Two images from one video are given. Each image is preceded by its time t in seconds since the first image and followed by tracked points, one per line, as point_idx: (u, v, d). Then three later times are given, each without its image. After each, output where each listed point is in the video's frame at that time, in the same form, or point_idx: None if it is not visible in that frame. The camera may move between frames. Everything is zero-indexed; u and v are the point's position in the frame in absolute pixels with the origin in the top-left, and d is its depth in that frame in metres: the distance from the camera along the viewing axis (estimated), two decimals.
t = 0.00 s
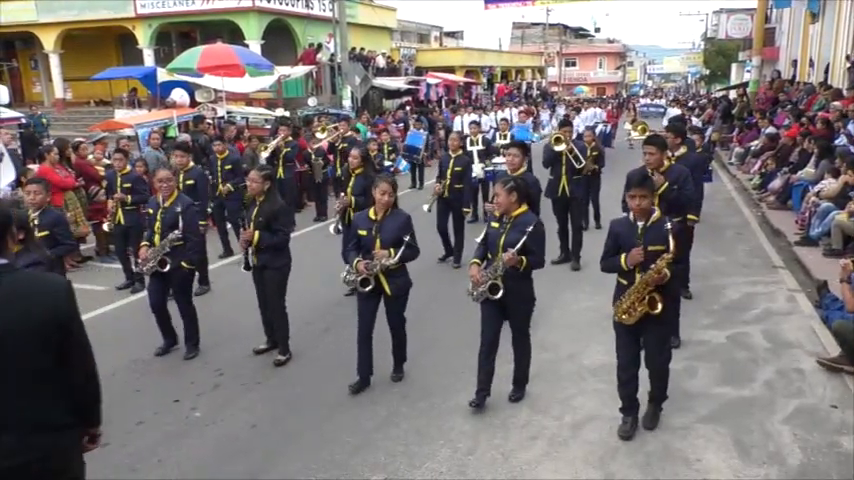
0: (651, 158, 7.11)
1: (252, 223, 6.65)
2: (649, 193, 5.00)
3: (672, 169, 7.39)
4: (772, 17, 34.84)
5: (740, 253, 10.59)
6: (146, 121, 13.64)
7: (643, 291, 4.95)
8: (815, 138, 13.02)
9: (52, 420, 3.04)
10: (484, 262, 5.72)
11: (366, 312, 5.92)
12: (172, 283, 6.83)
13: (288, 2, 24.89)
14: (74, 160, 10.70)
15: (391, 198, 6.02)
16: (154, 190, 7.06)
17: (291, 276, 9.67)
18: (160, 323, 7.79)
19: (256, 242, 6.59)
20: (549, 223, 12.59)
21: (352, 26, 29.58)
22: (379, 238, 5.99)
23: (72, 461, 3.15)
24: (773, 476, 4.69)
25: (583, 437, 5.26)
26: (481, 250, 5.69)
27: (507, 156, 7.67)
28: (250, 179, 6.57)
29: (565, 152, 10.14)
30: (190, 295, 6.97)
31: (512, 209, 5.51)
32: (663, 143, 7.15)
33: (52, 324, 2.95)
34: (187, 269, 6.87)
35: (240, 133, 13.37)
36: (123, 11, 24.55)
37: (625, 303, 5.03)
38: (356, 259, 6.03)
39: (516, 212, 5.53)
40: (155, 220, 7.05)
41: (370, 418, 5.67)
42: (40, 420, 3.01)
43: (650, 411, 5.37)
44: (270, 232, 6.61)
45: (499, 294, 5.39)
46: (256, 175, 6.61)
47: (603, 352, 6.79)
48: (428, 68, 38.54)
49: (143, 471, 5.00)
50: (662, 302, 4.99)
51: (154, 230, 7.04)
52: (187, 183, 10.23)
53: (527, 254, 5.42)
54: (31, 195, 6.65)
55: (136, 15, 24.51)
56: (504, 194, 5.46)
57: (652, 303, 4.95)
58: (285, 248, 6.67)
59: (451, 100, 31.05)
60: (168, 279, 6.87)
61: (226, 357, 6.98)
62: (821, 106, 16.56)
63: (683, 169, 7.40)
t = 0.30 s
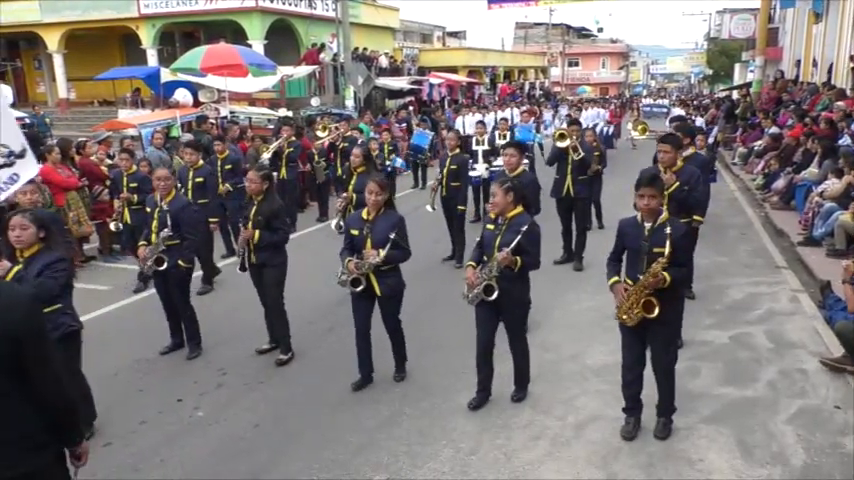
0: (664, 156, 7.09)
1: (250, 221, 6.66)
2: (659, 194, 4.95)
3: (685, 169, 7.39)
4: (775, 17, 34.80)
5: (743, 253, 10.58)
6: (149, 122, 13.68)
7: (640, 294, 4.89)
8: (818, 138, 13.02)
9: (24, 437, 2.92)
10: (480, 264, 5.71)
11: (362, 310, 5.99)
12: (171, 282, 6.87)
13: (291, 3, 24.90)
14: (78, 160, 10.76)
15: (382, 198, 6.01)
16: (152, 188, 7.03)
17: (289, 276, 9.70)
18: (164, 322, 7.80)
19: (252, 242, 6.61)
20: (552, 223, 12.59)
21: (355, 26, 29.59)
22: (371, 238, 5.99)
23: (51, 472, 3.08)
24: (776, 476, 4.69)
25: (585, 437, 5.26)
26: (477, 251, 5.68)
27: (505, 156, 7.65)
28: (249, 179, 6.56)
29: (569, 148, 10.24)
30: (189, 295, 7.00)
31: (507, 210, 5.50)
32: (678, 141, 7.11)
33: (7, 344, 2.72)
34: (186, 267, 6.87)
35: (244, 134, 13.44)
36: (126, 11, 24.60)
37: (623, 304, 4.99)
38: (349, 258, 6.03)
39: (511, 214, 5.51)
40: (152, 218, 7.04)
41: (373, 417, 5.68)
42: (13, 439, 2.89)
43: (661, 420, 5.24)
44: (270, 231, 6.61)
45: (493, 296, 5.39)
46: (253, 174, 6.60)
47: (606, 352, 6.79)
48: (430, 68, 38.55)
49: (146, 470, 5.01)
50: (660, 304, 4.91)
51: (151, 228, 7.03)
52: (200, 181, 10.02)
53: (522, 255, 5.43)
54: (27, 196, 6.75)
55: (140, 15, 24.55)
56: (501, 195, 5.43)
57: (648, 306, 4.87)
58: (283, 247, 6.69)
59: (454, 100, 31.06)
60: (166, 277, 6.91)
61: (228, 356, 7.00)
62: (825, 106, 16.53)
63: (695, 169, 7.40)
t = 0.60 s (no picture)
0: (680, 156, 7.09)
1: (254, 219, 6.65)
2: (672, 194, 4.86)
3: (697, 170, 7.43)
4: (777, 16, 34.77)
5: (746, 253, 10.56)
6: (152, 122, 13.70)
7: (639, 293, 4.88)
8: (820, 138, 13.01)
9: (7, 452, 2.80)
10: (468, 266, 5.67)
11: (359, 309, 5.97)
12: (172, 282, 6.87)
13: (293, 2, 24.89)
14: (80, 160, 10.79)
15: (370, 197, 5.87)
16: (151, 188, 7.05)
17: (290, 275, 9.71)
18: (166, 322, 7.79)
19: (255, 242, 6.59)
20: (554, 223, 12.57)
21: (357, 26, 29.59)
22: (358, 237, 5.90)
23: None
24: (778, 476, 4.68)
25: (587, 437, 5.26)
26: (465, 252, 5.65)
27: (505, 155, 7.64)
28: (248, 179, 6.59)
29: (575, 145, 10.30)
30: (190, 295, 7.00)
31: (496, 209, 5.49)
32: (694, 141, 7.14)
33: None
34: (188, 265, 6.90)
35: (245, 133, 13.44)
36: (128, 11, 24.61)
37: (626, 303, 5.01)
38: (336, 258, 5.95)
39: (500, 212, 5.51)
40: (152, 217, 7.03)
41: (374, 417, 5.68)
42: None
43: (662, 420, 5.23)
44: (276, 226, 6.64)
45: (483, 296, 5.34)
46: (252, 175, 6.64)
47: (607, 352, 6.79)
48: (432, 67, 38.55)
49: (148, 469, 5.02)
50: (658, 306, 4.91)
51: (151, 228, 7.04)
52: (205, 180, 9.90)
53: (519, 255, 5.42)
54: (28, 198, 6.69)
55: (142, 14, 24.58)
56: (489, 193, 5.41)
57: (644, 306, 4.88)
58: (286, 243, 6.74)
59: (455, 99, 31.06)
60: (168, 276, 6.93)
61: (230, 356, 7.00)
62: (827, 106, 16.51)
63: (708, 170, 7.42)
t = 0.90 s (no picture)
0: (685, 156, 7.08)
1: (253, 219, 6.65)
2: (673, 193, 4.84)
3: (702, 169, 7.42)
4: (777, 16, 34.78)
5: (746, 252, 10.56)
6: (152, 121, 13.67)
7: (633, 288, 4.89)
8: (820, 137, 13.01)
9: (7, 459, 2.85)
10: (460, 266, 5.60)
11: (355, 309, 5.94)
12: (171, 281, 6.86)
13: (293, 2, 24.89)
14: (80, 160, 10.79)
15: (364, 198, 5.80)
16: (151, 187, 7.03)
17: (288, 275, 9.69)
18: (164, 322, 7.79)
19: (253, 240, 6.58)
20: (554, 222, 12.57)
21: (357, 26, 29.58)
22: (353, 237, 5.87)
23: None
24: (778, 476, 4.68)
25: (587, 436, 5.26)
26: (456, 253, 5.57)
27: (508, 153, 7.58)
28: (244, 181, 6.61)
29: (576, 145, 10.37)
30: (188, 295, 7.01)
31: (484, 209, 5.40)
32: (700, 142, 7.13)
33: None
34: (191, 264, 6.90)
35: (245, 132, 13.47)
36: (128, 10, 24.61)
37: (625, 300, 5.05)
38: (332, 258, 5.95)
39: (489, 212, 5.41)
40: (153, 217, 7.04)
41: (374, 416, 5.68)
42: None
43: (662, 419, 5.23)
44: (275, 225, 6.64)
45: (481, 296, 5.22)
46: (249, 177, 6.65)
47: (608, 352, 6.79)
48: (432, 67, 38.52)
49: (148, 468, 5.02)
50: (651, 304, 4.94)
51: (151, 228, 7.05)
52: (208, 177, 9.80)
53: (516, 251, 5.31)
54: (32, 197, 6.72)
55: (142, 14, 24.58)
56: (478, 193, 5.30)
57: (636, 303, 4.93)
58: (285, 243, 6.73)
59: (455, 99, 31.06)
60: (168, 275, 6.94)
61: (229, 356, 6.99)
62: (827, 106, 16.52)
63: (713, 170, 7.42)
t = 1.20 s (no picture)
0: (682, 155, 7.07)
1: (246, 222, 6.64)
2: (665, 193, 4.85)
3: (701, 168, 7.42)
4: (777, 15, 34.81)
5: (746, 252, 10.56)
6: (151, 121, 13.64)
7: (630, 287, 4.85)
8: (820, 137, 13.01)
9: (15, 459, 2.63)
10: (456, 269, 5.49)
11: (351, 311, 5.94)
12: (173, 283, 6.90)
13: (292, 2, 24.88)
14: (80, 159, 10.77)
15: (365, 198, 5.81)
16: (153, 188, 6.99)
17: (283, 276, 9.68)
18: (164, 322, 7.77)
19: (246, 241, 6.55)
20: (554, 222, 12.56)
21: (356, 25, 29.57)
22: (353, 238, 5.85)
23: None
24: (777, 475, 4.68)
25: (587, 436, 5.26)
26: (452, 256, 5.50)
27: (513, 153, 7.65)
28: (242, 184, 6.58)
29: (575, 145, 10.37)
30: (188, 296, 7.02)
31: (480, 212, 5.30)
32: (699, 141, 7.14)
33: None
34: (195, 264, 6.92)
35: (245, 131, 13.48)
36: (128, 10, 24.61)
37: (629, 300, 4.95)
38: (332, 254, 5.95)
39: (485, 215, 5.31)
40: (155, 217, 7.02)
41: (374, 416, 5.68)
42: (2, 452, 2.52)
43: (662, 419, 5.24)
44: (270, 229, 6.62)
45: (479, 302, 5.09)
46: (246, 179, 6.61)
47: (607, 351, 6.79)
48: (431, 66, 38.53)
49: (148, 468, 5.02)
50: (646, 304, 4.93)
51: (152, 228, 7.05)
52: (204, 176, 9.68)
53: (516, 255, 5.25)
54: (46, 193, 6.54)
55: (141, 14, 24.58)
56: (474, 196, 5.20)
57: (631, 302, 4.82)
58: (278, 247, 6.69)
59: (455, 98, 31.07)
60: (169, 275, 6.94)
61: (229, 355, 6.99)
62: (826, 106, 16.52)
63: (712, 168, 7.41)
